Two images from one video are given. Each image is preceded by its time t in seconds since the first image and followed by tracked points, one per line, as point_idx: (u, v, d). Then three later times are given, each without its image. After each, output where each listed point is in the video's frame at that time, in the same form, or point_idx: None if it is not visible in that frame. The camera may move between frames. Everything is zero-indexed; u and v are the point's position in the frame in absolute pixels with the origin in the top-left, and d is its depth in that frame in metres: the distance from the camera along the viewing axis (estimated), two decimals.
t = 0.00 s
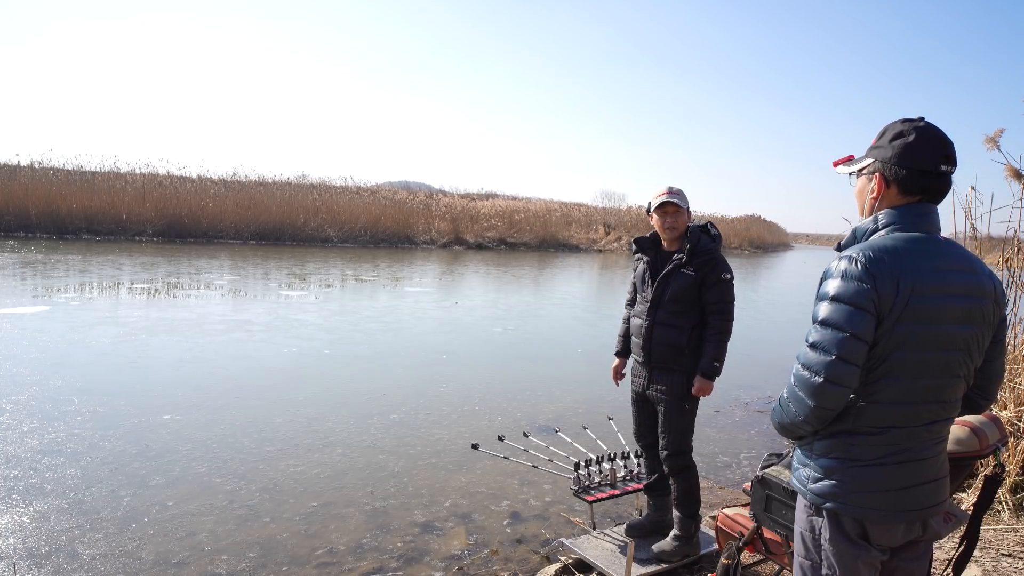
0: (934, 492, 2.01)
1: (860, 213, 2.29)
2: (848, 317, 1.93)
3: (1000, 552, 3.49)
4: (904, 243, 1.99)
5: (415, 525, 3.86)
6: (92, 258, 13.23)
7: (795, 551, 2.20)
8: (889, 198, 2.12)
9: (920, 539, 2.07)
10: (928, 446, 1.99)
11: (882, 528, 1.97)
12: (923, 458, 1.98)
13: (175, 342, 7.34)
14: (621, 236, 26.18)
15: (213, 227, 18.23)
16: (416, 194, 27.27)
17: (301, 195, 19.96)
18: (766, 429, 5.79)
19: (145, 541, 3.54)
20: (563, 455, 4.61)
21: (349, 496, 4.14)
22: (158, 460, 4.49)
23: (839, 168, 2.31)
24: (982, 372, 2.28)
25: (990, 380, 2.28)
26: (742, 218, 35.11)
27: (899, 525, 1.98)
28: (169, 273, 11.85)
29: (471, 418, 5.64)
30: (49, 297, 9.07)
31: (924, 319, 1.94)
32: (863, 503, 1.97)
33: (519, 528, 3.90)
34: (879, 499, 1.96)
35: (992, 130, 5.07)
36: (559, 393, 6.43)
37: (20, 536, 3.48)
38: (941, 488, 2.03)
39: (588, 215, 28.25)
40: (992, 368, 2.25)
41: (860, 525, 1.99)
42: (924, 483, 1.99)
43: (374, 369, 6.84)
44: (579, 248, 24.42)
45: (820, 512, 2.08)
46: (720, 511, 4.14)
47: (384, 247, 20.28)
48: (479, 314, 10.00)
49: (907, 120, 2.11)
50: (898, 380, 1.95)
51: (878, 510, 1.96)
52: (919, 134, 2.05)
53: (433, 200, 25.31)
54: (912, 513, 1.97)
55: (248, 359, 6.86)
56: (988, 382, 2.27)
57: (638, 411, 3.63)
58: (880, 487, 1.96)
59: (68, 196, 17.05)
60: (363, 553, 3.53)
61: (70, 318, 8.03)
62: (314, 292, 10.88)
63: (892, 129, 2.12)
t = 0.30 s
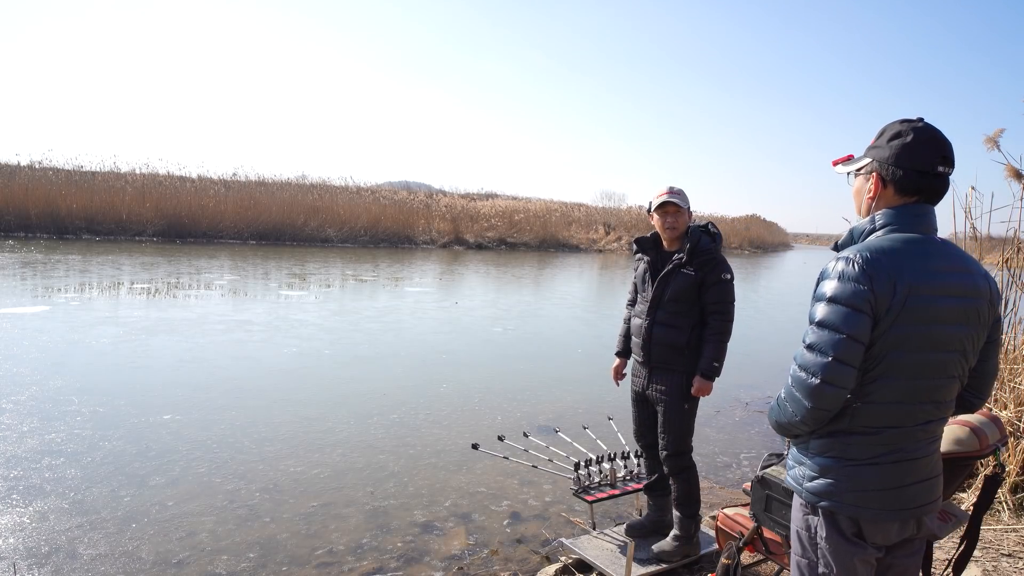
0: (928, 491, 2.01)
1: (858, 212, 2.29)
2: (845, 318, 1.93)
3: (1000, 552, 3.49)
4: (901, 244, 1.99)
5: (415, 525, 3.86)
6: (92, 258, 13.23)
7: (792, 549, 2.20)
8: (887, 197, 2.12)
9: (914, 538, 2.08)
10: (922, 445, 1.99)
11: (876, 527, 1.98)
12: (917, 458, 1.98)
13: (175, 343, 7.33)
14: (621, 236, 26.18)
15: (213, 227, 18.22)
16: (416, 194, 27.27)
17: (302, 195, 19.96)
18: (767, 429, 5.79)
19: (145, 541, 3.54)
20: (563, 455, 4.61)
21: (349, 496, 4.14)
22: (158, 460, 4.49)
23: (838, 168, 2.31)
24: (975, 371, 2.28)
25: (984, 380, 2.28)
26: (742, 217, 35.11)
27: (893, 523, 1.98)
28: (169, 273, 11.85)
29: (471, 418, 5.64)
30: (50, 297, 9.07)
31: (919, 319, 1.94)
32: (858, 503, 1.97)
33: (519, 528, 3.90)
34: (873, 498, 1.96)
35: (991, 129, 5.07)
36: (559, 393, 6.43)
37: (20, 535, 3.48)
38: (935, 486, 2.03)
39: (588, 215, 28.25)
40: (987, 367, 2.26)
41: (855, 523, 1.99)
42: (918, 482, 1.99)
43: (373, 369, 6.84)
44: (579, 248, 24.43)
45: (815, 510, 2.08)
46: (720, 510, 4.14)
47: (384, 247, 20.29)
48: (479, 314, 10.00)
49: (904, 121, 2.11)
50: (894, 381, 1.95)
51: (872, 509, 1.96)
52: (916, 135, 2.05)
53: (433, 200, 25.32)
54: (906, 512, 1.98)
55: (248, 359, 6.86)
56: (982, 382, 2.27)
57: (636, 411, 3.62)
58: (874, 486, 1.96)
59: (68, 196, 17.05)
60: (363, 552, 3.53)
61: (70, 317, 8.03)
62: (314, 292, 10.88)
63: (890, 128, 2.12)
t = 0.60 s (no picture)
0: (925, 490, 2.02)
1: (855, 212, 2.28)
2: (841, 319, 1.93)
3: (1000, 552, 3.49)
4: (898, 244, 1.99)
5: (415, 525, 3.86)
6: (92, 258, 13.23)
7: (790, 549, 2.20)
8: (881, 197, 2.13)
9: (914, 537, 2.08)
10: (920, 445, 1.99)
11: (873, 526, 1.98)
12: (914, 457, 1.98)
13: (174, 343, 7.33)
14: (621, 236, 26.18)
15: (213, 227, 18.22)
16: (416, 194, 27.26)
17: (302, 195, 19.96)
18: (767, 429, 5.79)
19: (145, 541, 3.54)
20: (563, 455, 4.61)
21: (349, 496, 4.14)
22: (158, 460, 4.49)
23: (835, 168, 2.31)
24: (972, 371, 2.28)
25: (981, 379, 2.28)
26: (742, 218, 35.11)
27: (890, 522, 1.98)
28: (169, 273, 11.85)
29: (471, 418, 5.64)
30: (50, 297, 9.07)
31: (916, 319, 1.94)
32: (855, 502, 1.97)
33: (519, 528, 3.90)
34: (870, 498, 1.96)
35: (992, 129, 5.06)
36: (559, 393, 6.43)
37: (20, 535, 3.48)
38: (932, 486, 2.03)
39: (588, 215, 28.26)
40: (983, 367, 2.26)
41: (852, 522, 1.99)
42: (915, 481, 1.99)
43: (373, 369, 6.83)
44: (579, 248, 24.43)
45: (812, 509, 2.08)
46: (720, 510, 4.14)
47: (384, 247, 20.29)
48: (479, 314, 10.00)
49: (899, 121, 2.10)
50: (891, 381, 1.95)
51: (869, 509, 1.96)
52: (910, 135, 2.04)
53: (433, 200, 25.32)
54: (904, 511, 1.98)
55: (248, 359, 6.86)
56: (979, 381, 2.27)
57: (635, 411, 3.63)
58: (871, 485, 1.96)
59: (68, 196, 17.04)
60: (363, 553, 3.53)
61: (70, 317, 8.03)
62: (314, 292, 10.88)
63: (885, 129, 2.12)
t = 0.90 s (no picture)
0: (923, 490, 2.01)
1: (852, 213, 2.28)
2: (838, 319, 1.93)
3: (1000, 552, 3.49)
4: (895, 244, 1.98)
5: (415, 525, 3.86)
6: (92, 258, 13.23)
7: (789, 549, 2.20)
8: (877, 197, 2.13)
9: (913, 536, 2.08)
10: (918, 445, 1.99)
11: (871, 525, 1.98)
12: (912, 457, 1.98)
13: (174, 343, 7.33)
14: (621, 236, 26.19)
15: (213, 227, 18.22)
16: (416, 194, 27.25)
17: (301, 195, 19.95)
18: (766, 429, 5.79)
19: (145, 541, 3.54)
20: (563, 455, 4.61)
21: (349, 497, 4.14)
22: (157, 461, 4.49)
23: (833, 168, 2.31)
24: (971, 371, 2.28)
25: (979, 379, 2.27)
26: (742, 217, 35.11)
27: (888, 522, 1.98)
28: (169, 273, 11.85)
29: (471, 418, 5.64)
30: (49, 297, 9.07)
31: (912, 319, 1.94)
32: (853, 503, 1.97)
33: (519, 528, 3.90)
34: (868, 498, 1.96)
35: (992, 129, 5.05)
36: (559, 393, 6.43)
37: (20, 536, 3.48)
38: (930, 485, 2.03)
39: (588, 215, 28.26)
40: (981, 367, 2.25)
41: (850, 522, 1.99)
42: (914, 481, 1.99)
43: (373, 369, 6.83)
44: (579, 247, 24.43)
45: (811, 510, 2.08)
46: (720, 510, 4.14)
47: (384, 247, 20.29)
48: (479, 314, 10.00)
49: (895, 121, 2.10)
50: (887, 381, 1.95)
51: (868, 509, 1.96)
52: (905, 135, 2.05)
53: (433, 200, 25.32)
54: (902, 510, 1.98)
55: (247, 359, 6.85)
56: (977, 381, 2.27)
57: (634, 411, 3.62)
58: (869, 485, 1.96)
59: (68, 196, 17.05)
60: (363, 553, 3.53)
61: (70, 317, 8.03)
62: (314, 292, 10.88)
63: (880, 129, 2.12)
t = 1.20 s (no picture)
0: (924, 490, 2.01)
1: (851, 213, 2.29)
2: (838, 320, 1.93)
3: (1000, 552, 3.49)
4: (894, 245, 1.98)
5: (415, 525, 3.86)
6: (92, 258, 13.23)
7: (789, 549, 2.19)
8: (875, 197, 2.13)
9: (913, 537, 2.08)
10: (918, 444, 1.99)
11: (872, 525, 1.98)
12: (912, 457, 1.98)
13: (174, 343, 7.33)
14: (622, 235, 26.19)
15: (213, 227, 18.23)
16: (416, 194, 27.25)
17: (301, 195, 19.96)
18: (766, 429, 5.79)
19: (145, 541, 3.54)
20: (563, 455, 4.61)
21: (349, 497, 4.14)
22: (157, 461, 4.49)
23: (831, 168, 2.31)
24: (971, 371, 2.28)
25: (978, 379, 2.27)
26: (743, 217, 35.11)
27: (888, 522, 1.98)
28: (169, 273, 11.85)
29: (471, 418, 5.64)
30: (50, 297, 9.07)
31: (912, 319, 1.94)
32: (854, 503, 1.97)
33: (519, 528, 3.90)
34: (868, 499, 1.96)
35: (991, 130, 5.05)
36: (558, 393, 6.43)
37: (20, 535, 3.48)
38: (930, 485, 2.03)
39: (588, 215, 28.26)
40: (981, 366, 2.25)
41: (851, 522, 1.99)
42: (914, 480, 1.99)
43: (373, 369, 6.84)
44: (579, 247, 24.44)
45: (811, 510, 2.08)
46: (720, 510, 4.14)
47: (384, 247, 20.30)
48: (479, 314, 10.00)
49: (892, 121, 2.11)
50: (888, 381, 1.95)
51: (868, 510, 1.96)
52: (902, 134, 2.05)
53: (433, 200, 25.32)
54: (902, 510, 1.98)
55: (247, 359, 6.86)
56: (976, 381, 2.27)
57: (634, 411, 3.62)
58: (870, 486, 1.96)
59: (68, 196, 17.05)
60: (363, 553, 3.53)
61: (70, 317, 8.03)
62: (314, 292, 10.88)
63: (878, 129, 2.12)
